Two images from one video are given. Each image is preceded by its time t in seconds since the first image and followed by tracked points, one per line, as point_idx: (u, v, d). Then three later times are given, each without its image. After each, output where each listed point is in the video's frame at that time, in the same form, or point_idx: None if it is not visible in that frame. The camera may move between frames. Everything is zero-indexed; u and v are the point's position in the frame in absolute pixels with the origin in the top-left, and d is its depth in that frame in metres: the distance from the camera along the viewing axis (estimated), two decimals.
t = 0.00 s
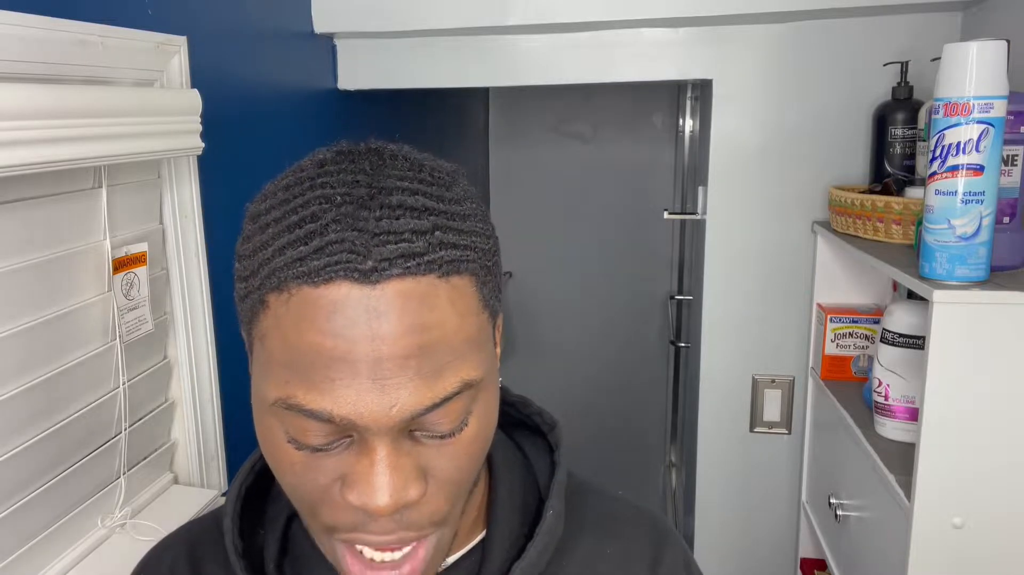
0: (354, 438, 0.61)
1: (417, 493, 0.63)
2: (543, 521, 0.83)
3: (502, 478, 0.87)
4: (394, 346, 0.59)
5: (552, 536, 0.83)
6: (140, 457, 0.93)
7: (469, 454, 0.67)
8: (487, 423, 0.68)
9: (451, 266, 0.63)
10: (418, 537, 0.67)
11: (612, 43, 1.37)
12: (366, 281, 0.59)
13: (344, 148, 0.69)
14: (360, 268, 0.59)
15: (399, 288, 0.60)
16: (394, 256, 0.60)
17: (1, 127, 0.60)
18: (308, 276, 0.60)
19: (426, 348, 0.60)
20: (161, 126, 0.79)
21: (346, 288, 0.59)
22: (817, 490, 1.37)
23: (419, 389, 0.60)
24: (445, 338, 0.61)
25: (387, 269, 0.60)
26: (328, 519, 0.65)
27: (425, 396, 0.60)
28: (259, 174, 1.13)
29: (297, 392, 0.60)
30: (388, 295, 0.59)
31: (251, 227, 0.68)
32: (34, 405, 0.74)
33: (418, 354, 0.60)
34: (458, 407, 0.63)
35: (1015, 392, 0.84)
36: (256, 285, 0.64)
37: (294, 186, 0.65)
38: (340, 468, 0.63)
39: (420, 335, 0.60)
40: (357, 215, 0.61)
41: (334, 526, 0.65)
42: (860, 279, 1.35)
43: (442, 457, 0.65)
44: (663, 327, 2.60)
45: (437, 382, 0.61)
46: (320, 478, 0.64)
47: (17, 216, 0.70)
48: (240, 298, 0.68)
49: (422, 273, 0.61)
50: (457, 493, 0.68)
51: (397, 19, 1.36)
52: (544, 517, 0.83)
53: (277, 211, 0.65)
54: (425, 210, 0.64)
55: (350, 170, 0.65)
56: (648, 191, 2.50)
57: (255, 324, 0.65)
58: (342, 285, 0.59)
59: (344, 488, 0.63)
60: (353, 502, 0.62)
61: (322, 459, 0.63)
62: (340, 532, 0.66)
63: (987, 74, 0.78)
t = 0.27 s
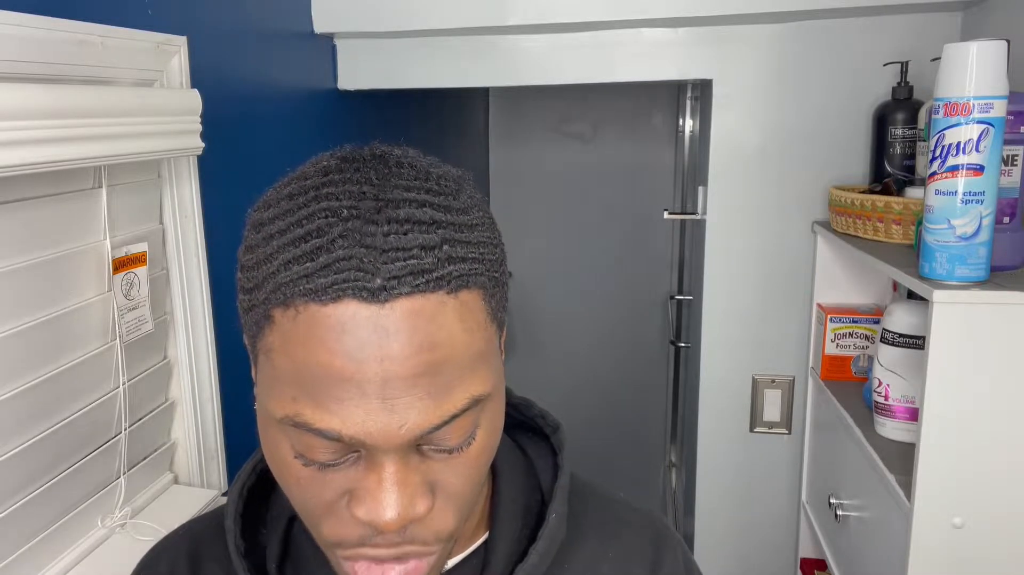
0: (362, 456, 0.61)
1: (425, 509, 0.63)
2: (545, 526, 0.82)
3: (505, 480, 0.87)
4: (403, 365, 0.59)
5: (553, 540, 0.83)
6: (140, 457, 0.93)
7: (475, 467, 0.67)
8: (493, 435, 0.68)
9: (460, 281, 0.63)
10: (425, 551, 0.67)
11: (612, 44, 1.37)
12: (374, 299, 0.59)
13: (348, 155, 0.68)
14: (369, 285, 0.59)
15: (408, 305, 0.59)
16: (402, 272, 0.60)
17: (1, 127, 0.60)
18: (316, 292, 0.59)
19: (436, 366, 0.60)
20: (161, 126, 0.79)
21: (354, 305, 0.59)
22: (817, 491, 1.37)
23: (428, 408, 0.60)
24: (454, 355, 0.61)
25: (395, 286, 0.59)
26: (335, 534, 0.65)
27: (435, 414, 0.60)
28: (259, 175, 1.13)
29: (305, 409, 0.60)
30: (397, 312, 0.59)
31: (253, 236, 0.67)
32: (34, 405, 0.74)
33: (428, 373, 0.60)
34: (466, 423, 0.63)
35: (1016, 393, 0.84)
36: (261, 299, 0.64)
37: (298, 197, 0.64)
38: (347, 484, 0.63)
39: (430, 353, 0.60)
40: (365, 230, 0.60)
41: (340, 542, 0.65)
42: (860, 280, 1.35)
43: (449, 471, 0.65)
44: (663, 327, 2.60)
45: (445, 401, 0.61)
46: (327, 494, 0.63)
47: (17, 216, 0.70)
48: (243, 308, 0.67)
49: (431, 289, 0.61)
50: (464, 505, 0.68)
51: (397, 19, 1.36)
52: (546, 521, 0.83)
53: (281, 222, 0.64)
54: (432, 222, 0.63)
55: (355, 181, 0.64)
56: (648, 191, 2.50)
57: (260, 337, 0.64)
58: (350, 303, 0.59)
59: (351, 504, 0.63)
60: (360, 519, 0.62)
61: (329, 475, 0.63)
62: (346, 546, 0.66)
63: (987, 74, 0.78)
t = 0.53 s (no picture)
0: (355, 463, 0.61)
1: (420, 516, 0.63)
2: (546, 528, 0.82)
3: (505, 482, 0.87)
4: (393, 372, 0.59)
5: (554, 543, 0.83)
6: (140, 457, 0.93)
7: (471, 472, 0.67)
8: (488, 439, 0.68)
9: (450, 285, 0.63)
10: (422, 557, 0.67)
11: (612, 44, 1.37)
12: (363, 306, 0.59)
13: (338, 158, 0.67)
14: (357, 292, 0.59)
15: (398, 311, 0.59)
16: (391, 279, 0.60)
17: (0, 127, 0.60)
18: (305, 300, 0.59)
19: (426, 373, 0.60)
20: (160, 126, 0.79)
21: (343, 312, 0.59)
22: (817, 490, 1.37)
23: (419, 415, 0.60)
24: (445, 362, 0.61)
25: (384, 293, 0.59)
26: (332, 540, 0.65)
27: (426, 421, 0.60)
28: (259, 174, 1.13)
29: (296, 417, 0.60)
30: (386, 319, 0.59)
31: (245, 240, 0.67)
32: (33, 405, 0.74)
33: (418, 380, 0.59)
34: (459, 429, 0.63)
35: (1015, 393, 0.84)
36: (252, 305, 0.64)
37: (286, 201, 0.64)
38: (341, 491, 0.63)
39: (420, 360, 0.60)
40: (353, 235, 0.60)
41: (336, 549, 0.65)
42: (860, 279, 1.35)
43: (444, 477, 0.65)
44: (663, 327, 2.60)
45: (436, 407, 0.61)
46: (322, 501, 0.64)
47: (16, 216, 0.70)
48: (236, 313, 0.68)
49: (420, 295, 0.60)
50: (460, 510, 0.68)
51: (397, 19, 1.36)
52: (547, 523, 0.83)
53: (270, 228, 0.64)
54: (422, 226, 0.63)
55: (344, 185, 0.63)
56: (648, 191, 2.50)
57: (252, 344, 0.64)
58: (339, 310, 0.59)
59: (347, 511, 0.63)
60: (355, 526, 0.62)
61: (323, 482, 0.63)
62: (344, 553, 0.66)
63: (987, 74, 0.78)
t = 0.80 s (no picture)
0: (352, 449, 0.61)
1: (418, 502, 0.63)
2: (542, 527, 0.82)
3: (500, 481, 0.87)
4: (390, 354, 0.59)
5: (550, 542, 0.83)
6: (140, 457, 0.93)
7: (469, 458, 0.67)
8: (485, 426, 0.68)
9: (446, 270, 0.63)
10: (421, 545, 0.66)
11: (612, 44, 1.37)
12: (360, 289, 0.59)
13: (332, 150, 0.68)
14: (353, 275, 0.59)
15: (394, 295, 0.59)
16: (387, 262, 0.60)
17: (1, 127, 0.60)
18: (300, 284, 0.59)
19: (423, 355, 0.60)
20: (160, 126, 0.79)
21: (339, 295, 0.59)
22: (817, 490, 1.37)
23: (417, 397, 0.60)
24: (442, 344, 0.61)
25: (380, 275, 0.59)
26: (330, 530, 0.65)
27: (423, 403, 0.60)
28: (258, 173, 1.13)
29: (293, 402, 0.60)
30: (383, 302, 0.59)
31: (240, 233, 0.67)
32: (34, 405, 0.74)
33: (415, 362, 0.60)
34: (456, 413, 0.63)
35: (1014, 392, 0.84)
36: (247, 295, 0.63)
37: (281, 192, 0.64)
38: (339, 479, 0.62)
39: (417, 342, 0.60)
40: (348, 220, 0.60)
41: (334, 538, 0.65)
42: (860, 279, 1.35)
43: (442, 463, 0.65)
44: (663, 327, 2.60)
45: (433, 390, 0.61)
46: (319, 489, 0.63)
47: (17, 216, 0.70)
48: (230, 307, 0.67)
49: (416, 278, 0.61)
50: (459, 497, 0.68)
51: (396, 19, 1.36)
52: (543, 522, 0.83)
53: (265, 218, 0.64)
54: (417, 213, 0.63)
55: (339, 174, 0.64)
56: (648, 191, 2.50)
57: (247, 334, 0.64)
58: (335, 293, 0.59)
59: (344, 499, 0.63)
60: (353, 513, 0.62)
61: (320, 470, 0.62)
62: (342, 543, 0.65)
63: (987, 74, 0.78)
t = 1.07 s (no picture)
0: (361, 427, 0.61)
1: (423, 485, 0.63)
2: (542, 528, 0.82)
3: (500, 483, 0.87)
4: (404, 331, 0.59)
5: (549, 543, 0.83)
6: (140, 457, 0.93)
7: (475, 447, 0.67)
8: (492, 416, 0.68)
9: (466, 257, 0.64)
10: (422, 532, 0.66)
11: (612, 44, 1.37)
12: (377, 266, 0.59)
13: (354, 139, 0.69)
14: (371, 252, 0.59)
15: (409, 273, 0.60)
16: (407, 241, 0.60)
17: (1, 127, 0.60)
18: (319, 260, 0.60)
19: (436, 335, 0.60)
20: (160, 126, 0.79)
21: (357, 271, 0.59)
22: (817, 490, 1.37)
23: (429, 375, 0.60)
24: (456, 326, 0.62)
25: (398, 254, 0.60)
26: (330, 512, 0.64)
27: (435, 383, 0.60)
28: (258, 173, 1.13)
29: (304, 375, 0.60)
30: (400, 280, 0.60)
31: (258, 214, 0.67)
32: (34, 405, 0.74)
33: (429, 341, 0.60)
34: (467, 397, 0.63)
35: (1014, 392, 0.84)
36: (264, 272, 0.64)
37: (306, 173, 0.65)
38: (345, 459, 0.62)
39: (432, 321, 0.60)
40: (369, 201, 0.61)
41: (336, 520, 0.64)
42: (859, 279, 1.35)
43: (448, 449, 0.65)
44: (663, 327, 2.60)
45: (445, 370, 0.61)
46: (324, 469, 0.63)
47: (17, 216, 0.70)
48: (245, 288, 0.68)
49: (438, 261, 0.61)
50: (462, 487, 0.67)
51: (396, 19, 1.36)
52: (543, 524, 0.83)
53: (287, 198, 0.64)
54: (436, 199, 0.64)
55: (361, 159, 0.65)
56: (648, 191, 2.50)
57: (261, 311, 0.64)
58: (353, 268, 0.59)
59: (349, 479, 0.62)
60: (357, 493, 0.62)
61: (326, 449, 0.62)
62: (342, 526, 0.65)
63: (987, 74, 0.78)
